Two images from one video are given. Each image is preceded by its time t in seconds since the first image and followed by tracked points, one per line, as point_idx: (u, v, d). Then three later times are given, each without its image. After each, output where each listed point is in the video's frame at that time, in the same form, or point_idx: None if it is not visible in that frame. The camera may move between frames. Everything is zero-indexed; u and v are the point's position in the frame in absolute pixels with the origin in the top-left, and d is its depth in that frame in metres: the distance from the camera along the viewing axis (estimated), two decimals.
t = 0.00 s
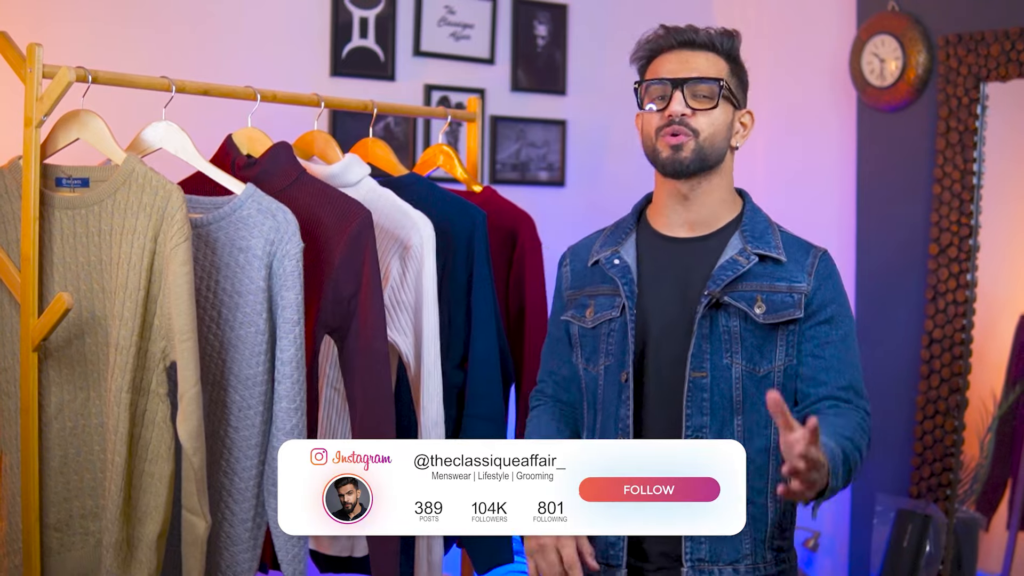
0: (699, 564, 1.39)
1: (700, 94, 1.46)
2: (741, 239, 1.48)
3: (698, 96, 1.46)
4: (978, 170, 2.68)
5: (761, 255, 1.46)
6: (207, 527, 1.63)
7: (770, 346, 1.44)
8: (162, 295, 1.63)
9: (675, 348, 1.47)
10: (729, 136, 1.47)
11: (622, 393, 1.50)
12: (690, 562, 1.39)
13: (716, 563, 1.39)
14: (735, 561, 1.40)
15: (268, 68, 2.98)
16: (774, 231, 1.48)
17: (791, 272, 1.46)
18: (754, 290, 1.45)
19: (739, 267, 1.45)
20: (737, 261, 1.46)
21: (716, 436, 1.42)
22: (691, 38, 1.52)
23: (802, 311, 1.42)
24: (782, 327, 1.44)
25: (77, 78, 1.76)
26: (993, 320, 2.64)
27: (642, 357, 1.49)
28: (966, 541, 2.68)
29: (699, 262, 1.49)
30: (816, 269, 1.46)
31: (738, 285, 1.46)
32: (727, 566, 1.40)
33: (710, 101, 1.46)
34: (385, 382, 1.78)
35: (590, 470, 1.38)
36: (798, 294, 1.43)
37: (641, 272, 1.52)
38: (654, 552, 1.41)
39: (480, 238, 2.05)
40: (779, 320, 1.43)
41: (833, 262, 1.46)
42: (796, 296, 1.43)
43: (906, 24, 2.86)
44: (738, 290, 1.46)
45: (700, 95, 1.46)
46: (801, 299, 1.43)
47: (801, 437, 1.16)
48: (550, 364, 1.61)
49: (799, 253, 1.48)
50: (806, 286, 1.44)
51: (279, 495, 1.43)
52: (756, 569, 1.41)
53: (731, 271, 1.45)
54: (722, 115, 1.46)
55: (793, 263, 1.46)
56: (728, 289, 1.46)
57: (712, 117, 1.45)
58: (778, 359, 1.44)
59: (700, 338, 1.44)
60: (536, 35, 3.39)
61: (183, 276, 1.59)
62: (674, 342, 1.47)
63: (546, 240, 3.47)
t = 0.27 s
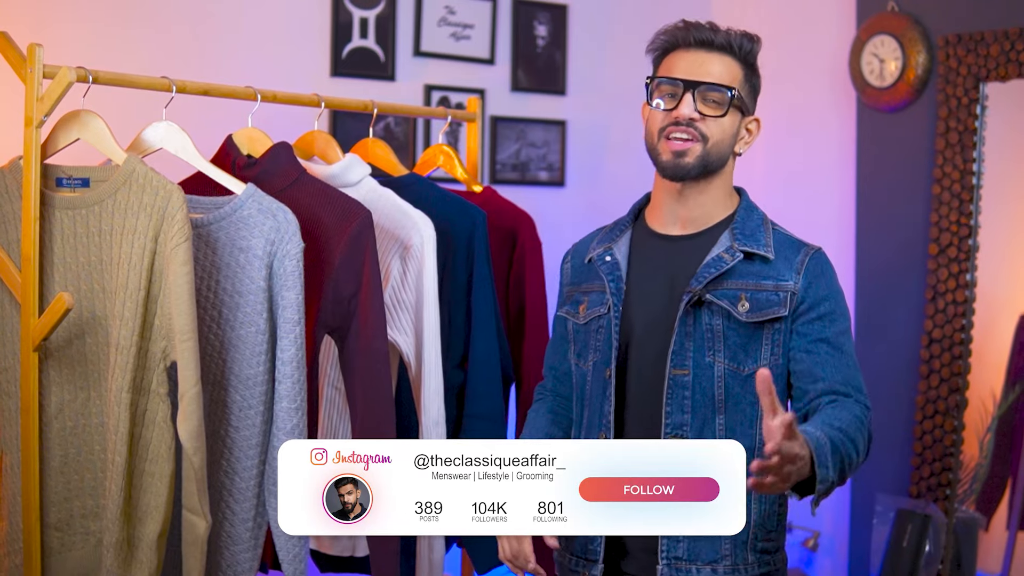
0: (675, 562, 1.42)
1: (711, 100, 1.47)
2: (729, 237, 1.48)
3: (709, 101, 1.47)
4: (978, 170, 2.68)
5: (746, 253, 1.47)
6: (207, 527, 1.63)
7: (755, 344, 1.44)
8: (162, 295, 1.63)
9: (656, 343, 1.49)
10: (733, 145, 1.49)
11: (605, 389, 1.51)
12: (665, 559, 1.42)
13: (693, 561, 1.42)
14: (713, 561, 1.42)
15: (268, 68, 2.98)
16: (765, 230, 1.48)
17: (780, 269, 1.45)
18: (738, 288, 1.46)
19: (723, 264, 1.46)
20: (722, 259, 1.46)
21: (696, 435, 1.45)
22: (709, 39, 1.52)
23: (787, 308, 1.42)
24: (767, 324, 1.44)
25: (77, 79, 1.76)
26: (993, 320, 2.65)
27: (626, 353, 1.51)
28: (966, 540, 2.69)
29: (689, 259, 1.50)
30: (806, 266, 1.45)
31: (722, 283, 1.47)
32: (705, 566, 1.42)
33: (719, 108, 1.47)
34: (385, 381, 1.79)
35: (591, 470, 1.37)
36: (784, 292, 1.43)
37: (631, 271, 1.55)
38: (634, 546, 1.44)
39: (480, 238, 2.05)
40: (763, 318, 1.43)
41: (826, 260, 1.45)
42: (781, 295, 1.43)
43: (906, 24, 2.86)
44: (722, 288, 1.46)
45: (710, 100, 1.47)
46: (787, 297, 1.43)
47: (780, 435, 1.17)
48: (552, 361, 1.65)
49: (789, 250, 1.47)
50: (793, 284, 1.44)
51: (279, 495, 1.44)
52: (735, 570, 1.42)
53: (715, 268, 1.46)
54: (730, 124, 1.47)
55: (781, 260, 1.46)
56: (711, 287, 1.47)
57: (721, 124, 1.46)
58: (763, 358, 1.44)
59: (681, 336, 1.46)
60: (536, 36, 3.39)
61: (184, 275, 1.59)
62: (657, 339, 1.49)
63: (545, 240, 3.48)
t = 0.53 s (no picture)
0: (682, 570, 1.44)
1: (722, 99, 1.45)
2: (732, 242, 1.48)
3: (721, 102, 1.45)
4: (977, 170, 2.68)
5: (753, 260, 1.48)
6: (208, 526, 1.64)
7: (756, 353, 1.47)
8: (163, 295, 1.63)
9: (663, 349, 1.47)
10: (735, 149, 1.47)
11: (611, 390, 1.48)
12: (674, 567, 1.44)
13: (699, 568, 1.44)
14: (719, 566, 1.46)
15: (268, 68, 2.98)
16: (762, 234, 1.50)
17: (781, 280, 1.50)
18: (746, 296, 1.47)
19: (733, 272, 1.46)
20: (731, 265, 1.47)
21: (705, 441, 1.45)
22: (722, 39, 1.49)
23: (791, 321, 1.47)
24: (769, 335, 1.48)
25: (78, 79, 1.76)
26: (993, 320, 2.65)
27: (632, 355, 1.48)
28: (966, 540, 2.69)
29: (692, 260, 1.48)
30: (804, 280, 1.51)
31: (731, 290, 1.47)
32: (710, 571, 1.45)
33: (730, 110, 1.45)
34: (386, 381, 1.79)
35: (591, 469, 1.38)
36: (787, 304, 1.48)
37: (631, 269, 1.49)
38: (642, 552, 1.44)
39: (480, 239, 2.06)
40: (768, 330, 1.46)
41: (818, 272, 1.51)
42: (785, 306, 1.48)
43: (906, 24, 2.86)
44: (731, 295, 1.47)
45: (721, 101, 1.44)
46: (790, 309, 1.48)
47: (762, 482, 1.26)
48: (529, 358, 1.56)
49: (788, 260, 1.52)
50: (794, 296, 1.48)
51: (279, 494, 1.44)
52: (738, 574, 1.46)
53: (726, 276, 1.46)
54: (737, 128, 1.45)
55: (783, 270, 1.50)
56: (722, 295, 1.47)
57: (731, 127, 1.44)
58: (762, 366, 1.48)
59: (693, 344, 1.45)
60: (536, 36, 3.40)
61: (185, 275, 1.59)
62: (666, 343, 1.47)
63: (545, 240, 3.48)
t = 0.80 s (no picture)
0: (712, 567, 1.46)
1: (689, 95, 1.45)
2: (716, 238, 1.53)
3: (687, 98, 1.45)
4: (976, 170, 2.69)
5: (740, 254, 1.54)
6: (209, 526, 1.64)
7: (751, 346, 1.54)
8: (164, 294, 1.64)
9: (664, 348, 1.49)
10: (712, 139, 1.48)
11: (623, 390, 1.47)
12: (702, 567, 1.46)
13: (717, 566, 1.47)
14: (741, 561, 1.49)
15: (269, 68, 2.99)
16: (738, 229, 1.55)
17: (762, 272, 1.57)
18: (739, 291, 1.53)
19: (728, 267, 1.51)
20: (724, 261, 1.51)
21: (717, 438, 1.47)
22: (672, 35, 1.51)
23: (777, 311, 1.55)
24: (761, 328, 1.54)
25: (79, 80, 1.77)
26: (991, 320, 2.66)
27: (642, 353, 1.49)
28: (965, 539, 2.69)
29: (682, 259, 1.51)
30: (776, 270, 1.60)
31: (728, 285, 1.52)
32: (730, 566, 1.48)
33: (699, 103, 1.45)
34: (386, 380, 1.80)
35: (591, 468, 1.37)
36: (772, 295, 1.56)
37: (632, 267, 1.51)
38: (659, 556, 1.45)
39: (480, 240, 2.06)
40: (762, 322, 1.53)
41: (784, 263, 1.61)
42: (770, 297, 1.55)
43: (905, 25, 2.87)
44: (729, 290, 1.52)
45: (687, 97, 1.45)
46: (774, 300, 1.56)
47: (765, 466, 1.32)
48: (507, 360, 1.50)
49: (762, 253, 1.60)
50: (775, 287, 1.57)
51: (279, 494, 1.44)
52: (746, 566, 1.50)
53: (724, 271, 1.50)
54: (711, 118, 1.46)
55: (761, 263, 1.58)
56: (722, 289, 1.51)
57: (704, 119, 1.45)
58: (758, 358, 1.54)
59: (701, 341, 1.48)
60: (536, 36, 3.40)
61: (185, 275, 1.60)
62: (665, 340, 1.50)
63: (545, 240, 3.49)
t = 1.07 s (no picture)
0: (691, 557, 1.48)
1: (610, 98, 1.50)
2: (685, 231, 1.56)
3: (610, 101, 1.50)
4: (975, 170, 2.69)
5: (710, 246, 1.56)
6: (210, 525, 1.65)
7: (725, 336, 1.55)
8: (165, 295, 1.64)
9: (651, 348, 1.52)
10: (648, 128, 1.53)
11: (618, 396, 1.49)
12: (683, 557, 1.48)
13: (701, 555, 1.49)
14: (717, 548, 1.51)
15: (269, 69, 2.99)
16: (706, 222, 1.58)
17: (733, 261, 1.58)
18: (711, 282, 1.54)
19: (699, 259, 1.53)
20: (695, 254, 1.53)
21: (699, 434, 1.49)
22: (578, 47, 1.55)
23: (750, 299, 1.57)
24: (734, 317, 1.56)
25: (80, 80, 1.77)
26: (990, 320, 2.66)
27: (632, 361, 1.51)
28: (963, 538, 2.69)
29: (655, 256, 1.55)
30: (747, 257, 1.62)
31: (700, 277, 1.54)
32: (710, 555, 1.50)
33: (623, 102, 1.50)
34: (386, 380, 1.80)
35: (592, 469, 1.37)
36: (744, 283, 1.57)
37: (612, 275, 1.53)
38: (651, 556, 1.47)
39: (479, 244, 2.06)
40: (736, 311, 1.55)
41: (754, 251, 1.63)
42: (742, 286, 1.57)
43: (904, 25, 2.87)
44: (702, 283, 1.53)
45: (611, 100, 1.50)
46: (746, 288, 1.57)
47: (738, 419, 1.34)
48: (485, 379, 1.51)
49: (732, 243, 1.62)
50: (747, 275, 1.58)
51: (279, 494, 1.45)
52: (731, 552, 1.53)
53: (694, 264, 1.52)
54: (637, 111, 1.51)
55: (732, 252, 1.59)
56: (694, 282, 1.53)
57: (631, 115, 1.50)
58: (731, 349, 1.56)
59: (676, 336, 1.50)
60: (536, 37, 3.41)
61: (186, 275, 1.60)
62: (648, 339, 1.52)
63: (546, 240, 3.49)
